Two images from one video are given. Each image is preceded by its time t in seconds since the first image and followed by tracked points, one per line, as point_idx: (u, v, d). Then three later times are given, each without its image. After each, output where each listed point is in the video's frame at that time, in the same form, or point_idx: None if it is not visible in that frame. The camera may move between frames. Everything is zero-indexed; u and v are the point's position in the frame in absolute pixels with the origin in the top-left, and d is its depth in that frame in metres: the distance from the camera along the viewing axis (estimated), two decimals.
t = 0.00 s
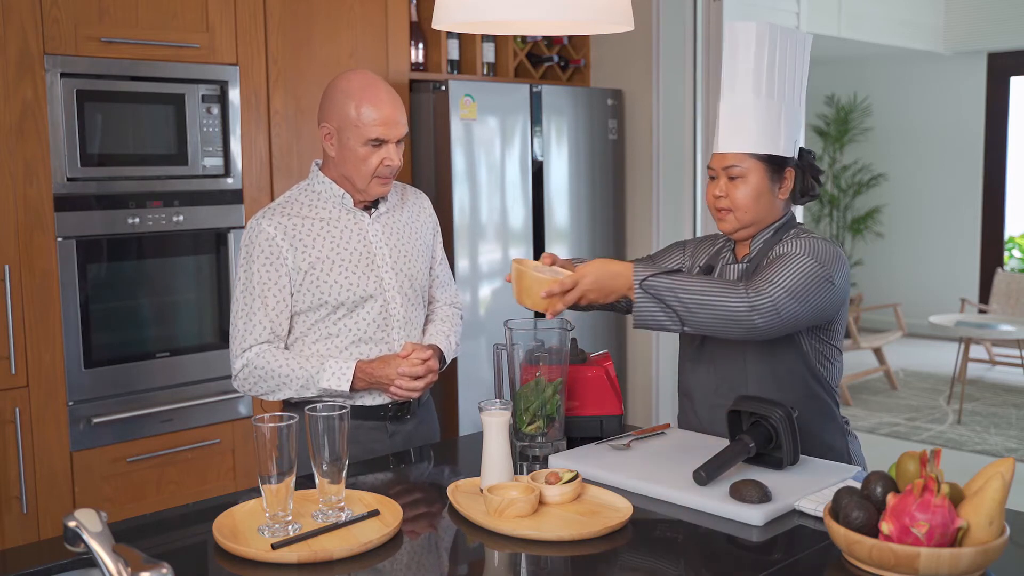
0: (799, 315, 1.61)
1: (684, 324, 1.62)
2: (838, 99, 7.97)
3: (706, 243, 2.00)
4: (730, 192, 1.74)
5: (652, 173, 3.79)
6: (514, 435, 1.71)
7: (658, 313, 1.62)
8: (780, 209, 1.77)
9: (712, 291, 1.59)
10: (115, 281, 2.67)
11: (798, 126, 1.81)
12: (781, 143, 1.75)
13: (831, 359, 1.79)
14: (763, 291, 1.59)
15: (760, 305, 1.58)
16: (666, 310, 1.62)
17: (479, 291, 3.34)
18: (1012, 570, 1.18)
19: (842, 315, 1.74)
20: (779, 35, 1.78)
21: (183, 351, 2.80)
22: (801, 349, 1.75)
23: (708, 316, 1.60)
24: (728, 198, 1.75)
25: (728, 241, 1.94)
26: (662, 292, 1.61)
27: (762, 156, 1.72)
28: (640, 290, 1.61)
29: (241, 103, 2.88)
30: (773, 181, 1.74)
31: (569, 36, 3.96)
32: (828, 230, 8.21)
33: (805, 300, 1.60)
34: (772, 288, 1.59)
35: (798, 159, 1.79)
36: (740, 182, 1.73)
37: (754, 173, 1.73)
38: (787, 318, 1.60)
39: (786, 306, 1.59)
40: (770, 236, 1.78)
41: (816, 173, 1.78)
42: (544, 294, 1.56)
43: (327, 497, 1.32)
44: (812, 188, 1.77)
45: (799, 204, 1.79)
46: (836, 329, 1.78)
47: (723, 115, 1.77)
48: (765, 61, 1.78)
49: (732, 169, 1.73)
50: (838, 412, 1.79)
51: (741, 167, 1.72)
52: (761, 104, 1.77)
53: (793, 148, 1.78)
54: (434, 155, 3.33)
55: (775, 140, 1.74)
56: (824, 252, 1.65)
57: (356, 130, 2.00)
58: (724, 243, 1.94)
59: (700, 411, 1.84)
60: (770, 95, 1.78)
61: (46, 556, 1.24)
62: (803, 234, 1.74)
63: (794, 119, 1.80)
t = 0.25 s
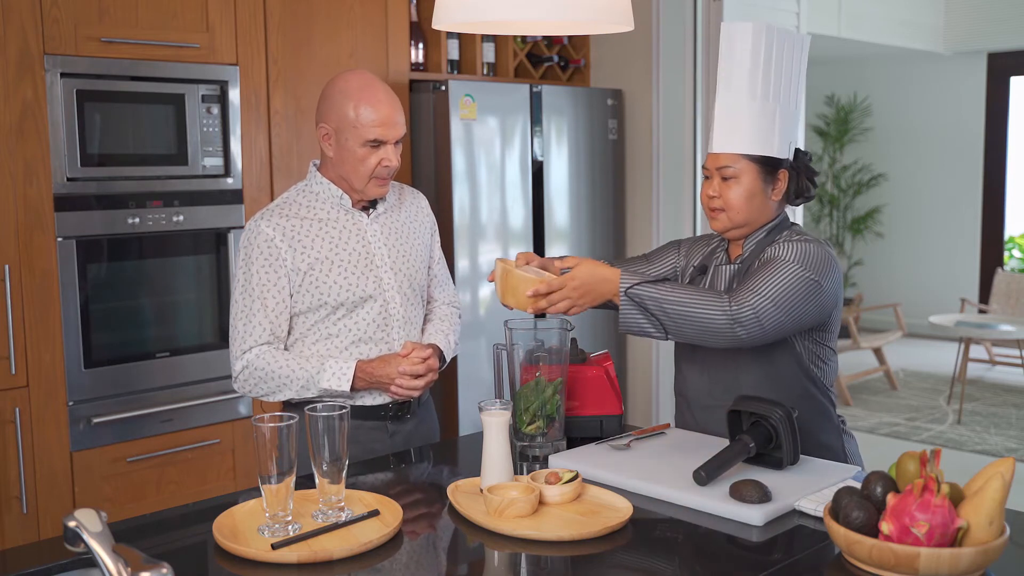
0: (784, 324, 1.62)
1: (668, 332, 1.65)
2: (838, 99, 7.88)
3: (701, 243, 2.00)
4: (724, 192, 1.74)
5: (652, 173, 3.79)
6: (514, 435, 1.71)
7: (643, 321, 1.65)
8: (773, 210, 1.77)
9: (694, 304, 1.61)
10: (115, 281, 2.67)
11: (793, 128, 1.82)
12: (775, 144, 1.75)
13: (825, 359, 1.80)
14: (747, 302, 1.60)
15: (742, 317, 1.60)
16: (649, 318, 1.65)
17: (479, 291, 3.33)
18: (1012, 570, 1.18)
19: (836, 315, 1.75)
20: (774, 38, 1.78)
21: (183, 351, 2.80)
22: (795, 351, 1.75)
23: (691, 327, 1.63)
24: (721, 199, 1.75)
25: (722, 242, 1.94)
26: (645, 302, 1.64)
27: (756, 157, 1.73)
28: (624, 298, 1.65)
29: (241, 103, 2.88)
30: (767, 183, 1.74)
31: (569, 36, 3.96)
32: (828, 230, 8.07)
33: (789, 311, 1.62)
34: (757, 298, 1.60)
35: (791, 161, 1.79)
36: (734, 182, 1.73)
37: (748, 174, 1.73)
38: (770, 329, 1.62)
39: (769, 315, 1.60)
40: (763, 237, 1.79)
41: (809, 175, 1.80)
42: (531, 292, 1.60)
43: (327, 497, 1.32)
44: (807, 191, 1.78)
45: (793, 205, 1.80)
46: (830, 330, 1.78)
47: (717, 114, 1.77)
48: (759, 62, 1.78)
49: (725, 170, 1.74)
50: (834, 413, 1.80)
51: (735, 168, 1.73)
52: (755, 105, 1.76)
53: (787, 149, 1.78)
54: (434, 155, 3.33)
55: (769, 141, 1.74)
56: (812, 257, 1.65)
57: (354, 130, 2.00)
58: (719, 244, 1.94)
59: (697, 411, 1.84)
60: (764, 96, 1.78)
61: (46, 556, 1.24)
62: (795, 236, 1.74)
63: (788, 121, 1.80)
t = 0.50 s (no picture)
0: (778, 324, 1.63)
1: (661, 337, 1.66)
2: (838, 99, 7.81)
3: (694, 244, 2.00)
4: (716, 192, 1.74)
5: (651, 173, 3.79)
6: (514, 435, 1.71)
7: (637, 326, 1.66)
8: (765, 210, 1.77)
9: (686, 308, 1.62)
10: (115, 281, 2.67)
11: (783, 128, 1.81)
12: (766, 144, 1.74)
13: (820, 357, 1.80)
14: (738, 305, 1.60)
15: (734, 320, 1.61)
16: (642, 323, 1.66)
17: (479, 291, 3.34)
18: (1012, 570, 1.18)
19: (829, 312, 1.76)
20: (768, 39, 1.78)
21: (183, 351, 2.80)
22: (791, 349, 1.75)
23: (683, 331, 1.63)
24: (714, 198, 1.75)
25: (714, 242, 1.94)
26: (637, 308, 1.65)
27: (748, 157, 1.72)
28: (617, 303, 1.66)
29: (241, 103, 2.88)
30: (758, 183, 1.74)
31: (569, 36, 3.96)
32: (828, 230, 7.96)
33: (781, 312, 1.62)
34: (749, 301, 1.60)
35: (784, 161, 1.79)
36: (726, 182, 1.73)
37: (740, 174, 1.73)
38: (763, 331, 1.62)
39: (760, 317, 1.61)
40: (755, 236, 1.79)
41: (801, 175, 1.79)
42: (527, 293, 1.61)
43: (327, 497, 1.32)
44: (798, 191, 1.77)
45: (785, 205, 1.80)
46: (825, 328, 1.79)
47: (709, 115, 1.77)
48: (752, 62, 1.77)
49: (718, 170, 1.74)
50: (831, 411, 1.80)
51: (727, 168, 1.73)
52: (746, 105, 1.76)
53: (779, 150, 1.78)
54: (434, 154, 3.33)
55: (760, 141, 1.74)
56: (806, 256, 1.66)
57: (351, 130, 2.00)
58: (710, 244, 1.94)
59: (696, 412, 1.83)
60: (755, 96, 1.77)
61: (46, 556, 1.24)
62: (788, 234, 1.75)
63: (780, 122, 1.80)
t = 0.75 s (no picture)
0: (771, 325, 1.63)
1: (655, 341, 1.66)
2: (838, 99, 7.82)
3: (687, 245, 2.00)
4: (707, 193, 1.74)
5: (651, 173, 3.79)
6: (514, 435, 1.71)
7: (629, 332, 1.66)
8: (756, 210, 1.77)
9: (678, 312, 1.62)
10: (115, 281, 2.67)
11: (773, 127, 1.81)
12: (755, 144, 1.75)
13: (815, 355, 1.81)
14: (730, 307, 1.61)
15: (727, 322, 1.61)
16: (635, 328, 1.66)
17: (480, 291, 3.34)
18: (1012, 570, 1.18)
19: (822, 311, 1.77)
20: (752, 40, 1.78)
21: (183, 351, 2.80)
22: (786, 348, 1.75)
23: (676, 335, 1.63)
24: (705, 200, 1.75)
25: (708, 243, 1.94)
26: (629, 314, 1.65)
27: (738, 158, 1.73)
28: (610, 310, 1.66)
29: (241, 103, 2.88)
30: (749, 184, 1.74)
31: (569, 36, 3.96)
32: (828, 230, 8.00)
33: (774, 313, 1.63)
34: (742, 303, 1.61)
35: (773, 161, 1.79)
36: (716, 184, 1.73)
37: (730, 175, 1.73)
38: (756, 332, 1.62)
39: (753, 318, 1.61)
40: (748, 236, 1.79)
41: (792, 174, 1.79)
42: (518, 288, 1.62)
43: (327, 497, 1.32)
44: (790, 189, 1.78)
45: (777, 204, 1.80)
46: (818, 327, 1.80)
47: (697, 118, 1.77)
48: (738, 65, 1.78)
49: (708, 172, 1.74)
50: (827, 410, 1.81)
51: (717, 169, 1.73)
52: (735, 106, 1.76)
53: (768, 149, 1.78)
54: (434, 154, 3.33)
55: (749, 141, 1.74)
56: (798, 256, 1.66)
57: (350, 130, 2.00)
58: (704, 245, 1.95)
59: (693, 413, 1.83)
60: (744, 97, 1.78)
61: (46, 557, 1.24)
62: (779, 233, 1.75)
63: (769, 121, 1.80)
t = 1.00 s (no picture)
0: (765, 328, 1.63)
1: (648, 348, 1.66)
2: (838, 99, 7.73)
3: (684, 246, 1.99)
4: (702, 195, 1.74)
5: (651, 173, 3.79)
6: (514, 435, 1.71)
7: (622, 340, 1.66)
8: (751, 210, 1.77)
9: (671, 319, 1.62)
10: (115, 281, 2.67)
11: (764, 127, 1.82)
12: (748, 144, 1.75)
13: (812, 355, 1.81)
14: (723, 311, 1.61)
15: (720, 327, 1.61)
16: (629, 336, 1.65)
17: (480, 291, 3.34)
18: (1012, 570, 1.18)
19: (819, 311, 1.77)
20: (743, 41, 1.79)
21: (183, 351, 2.80)
22: (783, 348, 1.75)
23: (669, 341, 1.63)
24: (700, 202, 1.75)
25: (704, 245, 1.94)
26: (621, 322, 1.64)
27: (731, 159, 1.73)
28: (602, 319, 1.65)
29: (241, 103, 2.88)
30: (743, 184, 1.74)
31: (569, 36, 3.96)
32: (828, 230, 7.87)
33: (768, 316, 1.63)
34: (735, 307, 1.61)
35: (766, 160, 1.79)
36: (710, 185, 1.73)
37: (724, 177, 1.73)
38: (750, 336, 1.63)
39: (746, 321, 1.61)
40: (743, 237, 1.78)
41: (786, 173, 1.79)
42: (512, 285, 1.60)
43: (327, 497, 1.32)
44: (784, 188, 1.77)
45: (772, 204, 1.80)
46: (816, 327, 1.80)
47: (689, 119, 1.77)
48: (727, 67, 1.79)
49: (702, 173, 1.73)
50: (825, 409, 1.81)
51: (711, 170, 1.73)
52: (727, 108, 1.77)
53: (760, 149, 1.78)
54: (434, 154, 3.32)
55: (743, 141, 1.74)
56: (793, 257, 1.66)
57: (350, 130, 2.00)
58: (700, 246, 1.95)
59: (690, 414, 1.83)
60: (735, 98, 1.79)
61: (46, 557, 1.24)
62: (774, 234, 1.75)
63: (760, 120, 1.80)
